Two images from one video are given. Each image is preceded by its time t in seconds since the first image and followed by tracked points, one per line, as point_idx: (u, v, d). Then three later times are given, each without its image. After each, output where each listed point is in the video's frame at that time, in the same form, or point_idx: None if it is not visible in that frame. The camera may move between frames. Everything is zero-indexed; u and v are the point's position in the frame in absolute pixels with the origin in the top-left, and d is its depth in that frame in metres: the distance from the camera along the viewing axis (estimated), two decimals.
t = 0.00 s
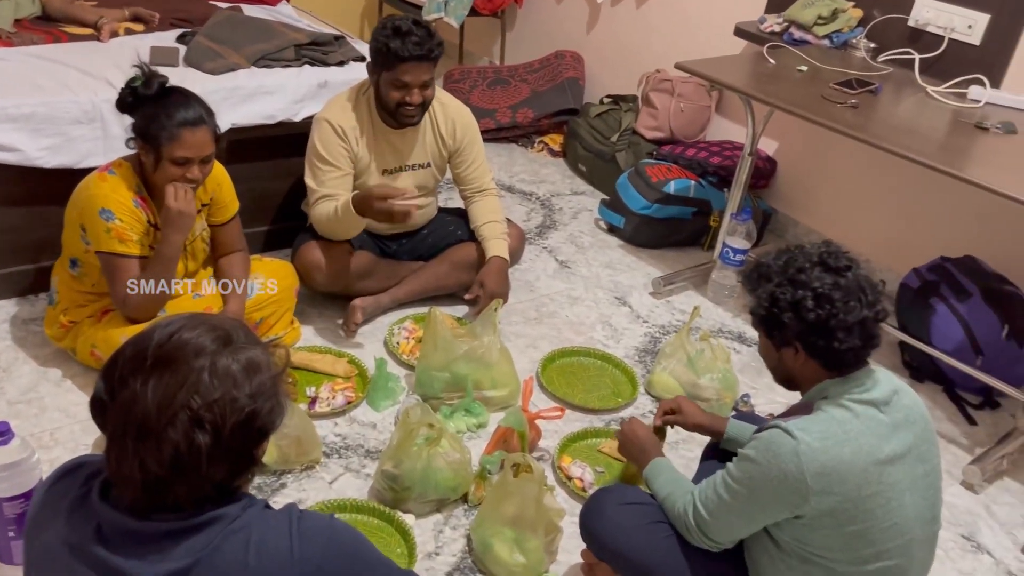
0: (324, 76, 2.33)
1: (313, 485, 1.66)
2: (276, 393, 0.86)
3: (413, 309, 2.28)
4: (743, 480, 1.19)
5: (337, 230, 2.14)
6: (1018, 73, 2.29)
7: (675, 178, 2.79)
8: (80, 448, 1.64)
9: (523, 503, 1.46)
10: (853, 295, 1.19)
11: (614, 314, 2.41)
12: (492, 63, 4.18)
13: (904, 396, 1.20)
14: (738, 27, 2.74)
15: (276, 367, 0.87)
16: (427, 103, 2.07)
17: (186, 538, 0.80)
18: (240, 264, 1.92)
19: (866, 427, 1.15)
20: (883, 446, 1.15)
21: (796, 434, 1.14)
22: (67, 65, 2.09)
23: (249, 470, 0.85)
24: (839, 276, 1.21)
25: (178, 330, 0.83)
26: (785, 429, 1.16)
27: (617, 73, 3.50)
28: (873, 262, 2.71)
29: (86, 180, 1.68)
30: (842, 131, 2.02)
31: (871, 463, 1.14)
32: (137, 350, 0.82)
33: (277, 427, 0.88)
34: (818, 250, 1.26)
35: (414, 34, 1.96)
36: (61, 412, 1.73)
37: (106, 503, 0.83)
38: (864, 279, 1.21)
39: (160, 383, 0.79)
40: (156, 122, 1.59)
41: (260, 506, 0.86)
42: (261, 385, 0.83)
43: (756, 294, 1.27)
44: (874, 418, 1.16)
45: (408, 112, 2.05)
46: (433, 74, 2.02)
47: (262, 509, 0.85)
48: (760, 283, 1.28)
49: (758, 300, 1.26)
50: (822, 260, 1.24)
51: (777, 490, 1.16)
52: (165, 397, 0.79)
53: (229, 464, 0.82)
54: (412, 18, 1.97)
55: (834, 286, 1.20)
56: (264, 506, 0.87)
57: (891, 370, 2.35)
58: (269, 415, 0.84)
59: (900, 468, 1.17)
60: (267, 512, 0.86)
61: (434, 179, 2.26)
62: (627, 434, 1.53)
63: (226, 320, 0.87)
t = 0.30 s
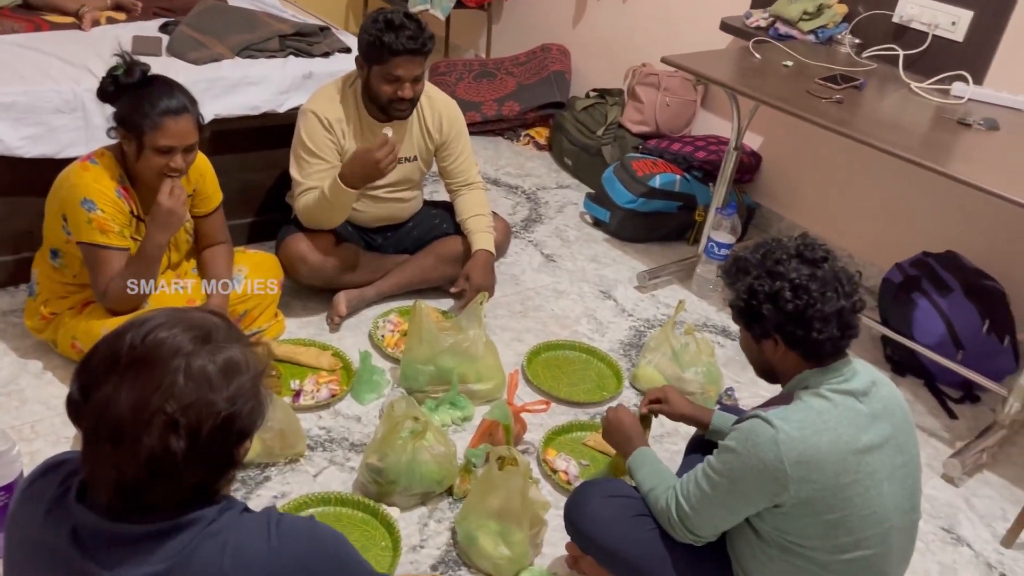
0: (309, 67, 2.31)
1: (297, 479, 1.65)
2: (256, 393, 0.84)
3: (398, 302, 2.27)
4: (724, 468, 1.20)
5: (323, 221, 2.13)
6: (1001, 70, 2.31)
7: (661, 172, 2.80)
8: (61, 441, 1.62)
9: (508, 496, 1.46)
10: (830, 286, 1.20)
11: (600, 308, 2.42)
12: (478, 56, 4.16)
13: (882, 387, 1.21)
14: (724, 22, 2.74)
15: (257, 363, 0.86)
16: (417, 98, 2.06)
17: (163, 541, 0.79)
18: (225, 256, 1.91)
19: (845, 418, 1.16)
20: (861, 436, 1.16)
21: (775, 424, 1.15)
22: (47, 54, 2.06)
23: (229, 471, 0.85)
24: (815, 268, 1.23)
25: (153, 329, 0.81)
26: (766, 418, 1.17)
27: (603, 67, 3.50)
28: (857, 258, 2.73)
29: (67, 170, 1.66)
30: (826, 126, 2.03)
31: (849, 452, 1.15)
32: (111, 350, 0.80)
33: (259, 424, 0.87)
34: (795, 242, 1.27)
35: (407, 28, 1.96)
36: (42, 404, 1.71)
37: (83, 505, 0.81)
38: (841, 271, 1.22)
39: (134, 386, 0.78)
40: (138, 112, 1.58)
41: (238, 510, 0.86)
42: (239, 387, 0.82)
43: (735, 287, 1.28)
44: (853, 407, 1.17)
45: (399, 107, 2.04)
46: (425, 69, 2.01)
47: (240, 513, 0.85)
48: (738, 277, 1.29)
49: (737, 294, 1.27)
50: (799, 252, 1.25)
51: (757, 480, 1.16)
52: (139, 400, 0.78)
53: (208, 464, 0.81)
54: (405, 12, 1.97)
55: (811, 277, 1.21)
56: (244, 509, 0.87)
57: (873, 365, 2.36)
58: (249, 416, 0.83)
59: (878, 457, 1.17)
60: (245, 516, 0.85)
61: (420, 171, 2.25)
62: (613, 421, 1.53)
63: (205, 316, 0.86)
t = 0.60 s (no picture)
0: (295, 57, 2.29)
1: (282, 472, 1.64)
2: (246, 387, 0.83)
3: (385, 295, 2.26)
4: (709, 458, 1.20)
5: (309, 211, 2.12)
6: (986, 66, 2.32)
7: (648, 166, 2.79)
8: (44, 433, 1.61)
9: (495, 489, 1.46)
10: (815, 275, 1.21)
11: (587, 301, 2.42)
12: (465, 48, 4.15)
13: (868, 378, 1.22)
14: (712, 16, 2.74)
15: (247, 354, 0.84)
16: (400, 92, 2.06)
17: (145, 536, 0.78)
18: (211, 247, 1.90)
19: (830, 408, 1.17)
20: (846, 426, 1.17)
21: (760, 413, 1.16)
22: (30, 43, 2.04)
23: (218, 464, 0.83)
24: (801, 258, 1.23)
25: (141, 320, 0.79)
26: (751, 407, 1.17)
27: (591, 60, 3.49)
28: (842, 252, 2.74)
29: (51, 160, 1.64)
30: (813, 120, 2.04)
31: (833, 442, 1.16)
32: (97, 342, 0.78)
33: (249, 418, 0.85)
34: (780, 234, 1.28)
35: (393, 19, 1.92)
36: (24, 396, 1.70)
37: (66, 494, 0.81)
38: (826, 262, 1.23)
39: (120, 380, 0.76)
40: (122, 100, 1.56)
41: (222, 510, 0.84)
42: (229, 382, 0.81)
43: (722, 278, 1.29)
44: (838, 398, 1.18)
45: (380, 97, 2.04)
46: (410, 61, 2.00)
47: (224, 513, 0.83)
48: (725, 268, 1.29)
49: (724, 285, 1.27)
50: (785, 243, 1.26)
51: (741, 470, 1.17)
52: (124, 395, 0.76)
53: (195, 460, 0.80)
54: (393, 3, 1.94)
55: (797, 267, 1.21)
56: (229, 509, 0.85)
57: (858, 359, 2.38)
58: (238, 410, 0.82)
59: (861, 448, 1.18)
60: (228, 518, 0.83)
61: (407, 163, 2.24)
62: (600, 413, 1.53)
63: (195, 304, 0.84)
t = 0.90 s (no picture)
0: (284, 50, 2.28)
1: (271, 465, 1.64)
2: (273, 386, 0.81)
3: (375, 289, 2.26)
4: (695, 449, 1.21)
5: (298, 204, 2.11)
6: (974, 63, 2.33)
7: (637, 161, 2.80)
8: (31, 426, 1.60)
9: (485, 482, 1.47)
10: (808, 268, 1.22)
11: (576, 295, 2.42)
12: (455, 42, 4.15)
13: (853, 370, 1.23)
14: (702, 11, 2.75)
15: (273, 353, 0.83)
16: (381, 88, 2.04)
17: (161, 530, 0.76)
18: (199, 239, 1.89)
19: (815, 399, 1.17)
20: (831, 418, 1.17)
21: (746, 404, 1.16)
22: (15, 33, 2.03)
23: (241, 462, 0.82)
24: (794, 251, 1.24)
25: (172, 315, 0.78)
26: (737, 399, 1.18)
27: (580, 55, 3.49)
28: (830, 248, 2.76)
29: (37, 150, 1.63)
30: (802, 115, 2.04)
31: (818, 433, 1.16)
32: (126, 335, 0.77)
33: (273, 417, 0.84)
34: (773, 228, 1.28)
35: (377, 14, 1.88)
36: (10, 389, 1.68)
37: (86, 481, 0.79)
38: (819, 255, 1.25)
39: (147, 374, 0.75)
40: (109, 91, 1.55)
41: (236, 507, 0.81)
42: (256, 380, 0.79)
43: (715, 271, 1.29)
44: (824, 389, 1.18)
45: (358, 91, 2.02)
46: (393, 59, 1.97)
47: (237, 511, 0.81)
48: (718, 262, 1.29)
49: (717, 278, 1.27)
50: (778, 237, 1.26)
51: (727, 461, 1.17)
52: (151, 389, 0.75)
53: (218, 458, 0.78)
54: None
55: (791, 260, 1.22)
56: (243, 507, 0.82)
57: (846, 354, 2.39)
58: (265, 410, 0.80)
59: (846, 439, 1.19)
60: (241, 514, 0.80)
61: (396, 156, 2.23)
62: (591, 402, 1.53)
63: (223, 300, 0.83)
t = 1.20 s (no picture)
0: (278, 42, 2.28)
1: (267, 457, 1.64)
2: (294, 382, 0.82)
3: (369, 282, 2.25)
4: (689, 439, 1.21)
5: (293, 197, 2.10)
6: (968, 58, 2.34)
7: (632, 155, 2.79)
8: (24, 418, 1.59)
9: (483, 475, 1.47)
10: (795, 258, 1.22)
11: (571, 290, 2.42)
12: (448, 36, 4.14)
13: (845, 360, 1.23)
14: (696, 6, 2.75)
15: (293, 349, 0.83)
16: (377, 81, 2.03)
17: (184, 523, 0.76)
18: (195, 232, 1.87)
19: (808, 388, 1.18)
20: (823, 406, 1.18)
21: (739, 394, 1.16)
22: (7, 22, 2.01)
23: (259, 458, 0.82)
24: (780, 242, 1.24)
25: (196, 312, 0.78)
26: (731, 389, 1.18)
27: (574, 49, 3.49)
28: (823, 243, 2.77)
29: (31, 141, 1.62)
30: (797, 109, 2.05)
31: (811, 421, 1.17)
32: (149, 330, 0.77)
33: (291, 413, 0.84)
34: (760, 219, 1.29)
35: (371, 9, 1.87)
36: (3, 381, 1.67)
37: (100, 471, 0.79)
38: (805, 245, 1.25)
39: (172, 369, 0.75)
40: (102, 80, 1.54)
41: (256, 499, 0.82)
42: (279, 375, 0.79)
43: (704, 263, 1.29)
44: (816, 378, 1.19)
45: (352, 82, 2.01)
46: (386, 53, 1.96)
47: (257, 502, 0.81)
48: (707, 254, 1.30)
49: (706, 270, 1.28)
50: (765, 227, 1.27)
51: (721, 450, 1.17)
52: (176, 385, 0.75)
53: (239, 453, 0.78)
54: None
55: (776, 250, 1.23)
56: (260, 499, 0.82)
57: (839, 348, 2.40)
58: (286, 405, 0.80)
59: (839, 427, 1.19)
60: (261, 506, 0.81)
61: (391, 149, 2.22)
62: (587, 393, 1.53)
63: (244, 298, 0.83)
